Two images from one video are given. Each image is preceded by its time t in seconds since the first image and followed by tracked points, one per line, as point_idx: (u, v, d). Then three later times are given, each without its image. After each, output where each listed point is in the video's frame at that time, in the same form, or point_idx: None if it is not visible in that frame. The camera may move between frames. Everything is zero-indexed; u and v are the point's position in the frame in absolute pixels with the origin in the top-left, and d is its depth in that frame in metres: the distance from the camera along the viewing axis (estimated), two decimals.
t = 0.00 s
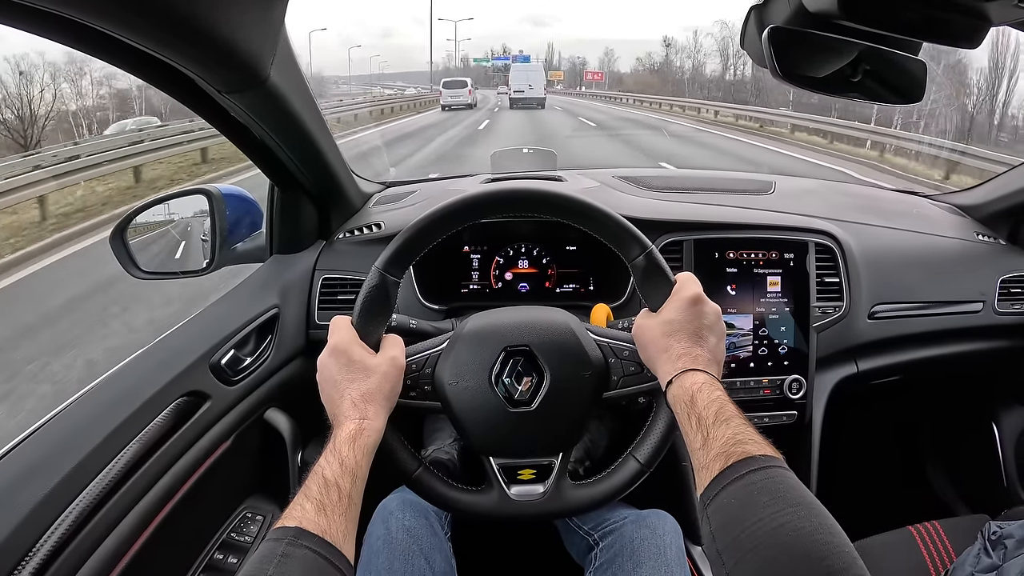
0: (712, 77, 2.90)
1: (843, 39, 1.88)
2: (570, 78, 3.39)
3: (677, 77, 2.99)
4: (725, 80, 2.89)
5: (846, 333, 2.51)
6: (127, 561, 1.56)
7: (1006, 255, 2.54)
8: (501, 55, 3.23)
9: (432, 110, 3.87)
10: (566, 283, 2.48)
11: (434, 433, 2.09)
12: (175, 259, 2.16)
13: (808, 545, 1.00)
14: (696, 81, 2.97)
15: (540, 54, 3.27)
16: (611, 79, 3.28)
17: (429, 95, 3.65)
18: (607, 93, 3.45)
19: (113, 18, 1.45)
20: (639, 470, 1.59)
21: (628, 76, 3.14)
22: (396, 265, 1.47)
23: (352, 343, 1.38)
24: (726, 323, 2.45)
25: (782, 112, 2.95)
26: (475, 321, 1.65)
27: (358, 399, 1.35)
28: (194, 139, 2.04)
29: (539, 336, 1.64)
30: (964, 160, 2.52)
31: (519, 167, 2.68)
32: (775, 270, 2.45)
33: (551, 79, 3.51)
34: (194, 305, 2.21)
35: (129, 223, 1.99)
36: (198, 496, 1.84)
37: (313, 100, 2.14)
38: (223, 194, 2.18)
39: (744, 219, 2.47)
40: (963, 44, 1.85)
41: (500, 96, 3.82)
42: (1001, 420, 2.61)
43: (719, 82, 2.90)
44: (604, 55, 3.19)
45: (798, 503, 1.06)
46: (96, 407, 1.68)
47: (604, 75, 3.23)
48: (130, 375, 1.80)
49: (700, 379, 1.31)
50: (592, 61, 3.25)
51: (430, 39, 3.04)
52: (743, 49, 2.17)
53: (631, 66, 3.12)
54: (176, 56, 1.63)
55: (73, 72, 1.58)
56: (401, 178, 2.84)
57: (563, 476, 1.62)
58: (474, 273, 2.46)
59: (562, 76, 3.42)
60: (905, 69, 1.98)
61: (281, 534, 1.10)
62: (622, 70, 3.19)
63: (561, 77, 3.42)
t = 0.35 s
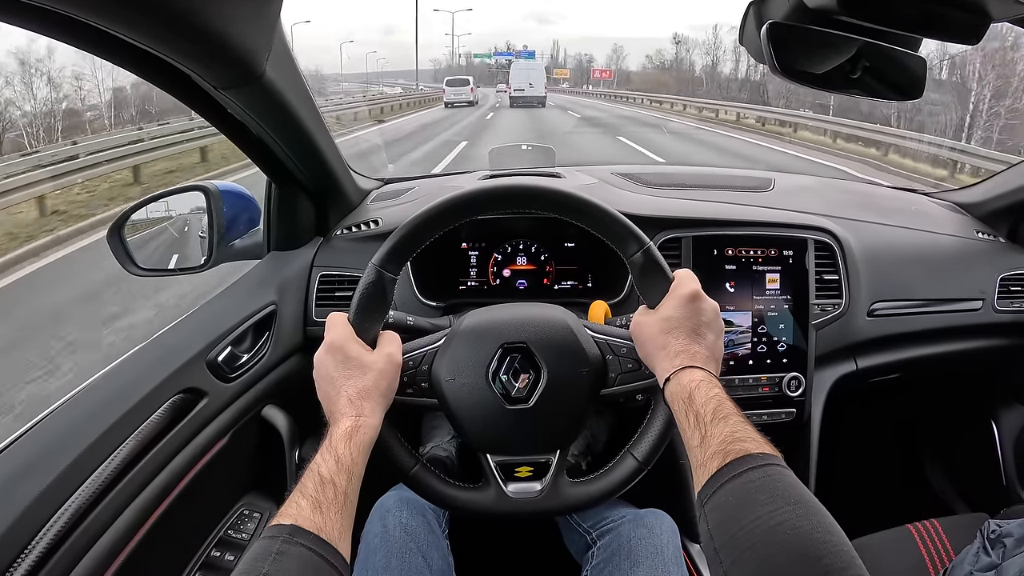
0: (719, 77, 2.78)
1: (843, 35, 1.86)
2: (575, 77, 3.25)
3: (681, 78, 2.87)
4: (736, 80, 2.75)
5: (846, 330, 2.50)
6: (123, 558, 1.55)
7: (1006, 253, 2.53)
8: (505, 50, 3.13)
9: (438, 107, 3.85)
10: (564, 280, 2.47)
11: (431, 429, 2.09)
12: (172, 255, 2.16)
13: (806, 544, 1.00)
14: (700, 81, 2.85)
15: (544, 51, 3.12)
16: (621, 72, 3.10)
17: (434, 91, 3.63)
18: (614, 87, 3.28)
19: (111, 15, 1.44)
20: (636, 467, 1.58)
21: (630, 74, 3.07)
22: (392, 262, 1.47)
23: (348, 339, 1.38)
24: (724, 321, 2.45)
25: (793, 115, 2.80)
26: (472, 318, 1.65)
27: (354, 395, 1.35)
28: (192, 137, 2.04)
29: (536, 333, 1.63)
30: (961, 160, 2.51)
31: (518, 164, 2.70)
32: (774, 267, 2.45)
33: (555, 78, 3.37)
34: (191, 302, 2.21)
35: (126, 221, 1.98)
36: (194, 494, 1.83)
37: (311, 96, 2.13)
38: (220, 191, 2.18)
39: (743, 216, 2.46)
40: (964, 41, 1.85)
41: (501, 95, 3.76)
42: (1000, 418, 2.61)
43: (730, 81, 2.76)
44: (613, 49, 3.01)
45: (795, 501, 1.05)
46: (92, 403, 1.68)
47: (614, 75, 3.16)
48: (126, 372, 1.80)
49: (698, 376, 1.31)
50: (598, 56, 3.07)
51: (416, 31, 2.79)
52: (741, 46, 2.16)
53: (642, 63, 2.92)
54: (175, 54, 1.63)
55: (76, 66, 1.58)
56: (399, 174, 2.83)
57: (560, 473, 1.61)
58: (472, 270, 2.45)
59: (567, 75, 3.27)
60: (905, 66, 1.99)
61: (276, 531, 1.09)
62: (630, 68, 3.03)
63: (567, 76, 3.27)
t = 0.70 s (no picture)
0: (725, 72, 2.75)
1: (843, 26, 1.83)
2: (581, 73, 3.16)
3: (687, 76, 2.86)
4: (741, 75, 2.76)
5: (847, 326, 2.49)
6: (120, 555, 1.54)
7: (1007, 248, 2.51)
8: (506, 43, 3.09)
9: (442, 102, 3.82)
10: (564, 274, 2.46)
11: (430, 425, 2.08)
12: (170, 250, 2.14)
13: (809, 541, 0.98)
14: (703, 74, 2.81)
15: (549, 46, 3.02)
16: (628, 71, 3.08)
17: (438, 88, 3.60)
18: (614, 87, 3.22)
19: (112, 8, 1.43)
20: (637, 463, 1.57)
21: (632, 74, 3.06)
22: (390, 255, 1.45)
23: (346, 334, 1.36)
24: (725, 316, 2.43)
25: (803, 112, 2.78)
26: (471, 312, 1.63)
27: (352, 390, 1.33)
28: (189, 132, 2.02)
29: (536, 327, 1.62)
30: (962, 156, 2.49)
31: (517, 157, 2.68)
32: (775, 262, 2.44)
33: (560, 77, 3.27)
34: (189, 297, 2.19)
35: (124, 217, 1.97)
36: (192, 490, 1.82)
37: (309, 90, 2.11)
38: (217, 185, 2.18)
39: (744, 210, 2.44)
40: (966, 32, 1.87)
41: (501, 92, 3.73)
42: (1002, 415, 2.59)
43: (735, 74, 2.75)
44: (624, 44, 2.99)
45: (798, 498, 1.04)
46: (88, 399, 1.66)
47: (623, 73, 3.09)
48: (123, 367, 1.78)
49: (700, 370, 1.30)
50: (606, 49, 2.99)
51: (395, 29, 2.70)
52: (743, 37, 2.14)
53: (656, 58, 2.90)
54: (174, 46, 1.62)
55: (38, 65, 1.51)
56: (398, 169, 2.81)
57: (560, 468, 1.60)
58: (471, 264, 2.44)
59: (573, 72, 3.16)
60: (906, 59, 1.95)
61: (272, 528, 1.08)
62: (640, 65, 3.01)
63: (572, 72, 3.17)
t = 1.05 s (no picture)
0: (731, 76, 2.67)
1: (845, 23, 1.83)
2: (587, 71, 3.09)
3: (697, 78, 2.74)
4: (748, 76, 2.67)
5: (849, 323, 2.49)
6: (122, 555, 1.54)
7: (1007, 246, 2.51)
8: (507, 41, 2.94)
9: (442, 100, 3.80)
10: (566, 273, 2.46)
11: (432, 424, 2.08)
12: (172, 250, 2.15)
13: (812, 536, 0.99)
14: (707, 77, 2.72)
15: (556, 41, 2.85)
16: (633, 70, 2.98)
17: (439, 87, 3.58)
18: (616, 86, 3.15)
19: (110, 3, 1.43)
20: (640, 461, 1.57)
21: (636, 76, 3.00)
22: (393, 254, 1.45)
23: (348, 332, 1.37)
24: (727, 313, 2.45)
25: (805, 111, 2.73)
26: (473, 310, 1.63)
27: (355, 389, 1.33)
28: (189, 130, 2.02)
29: (538, 325, 1.62)
30: (961, 155, 2.50)
31: (517, 156, 2.68)
32: (776, 260, 2.45)
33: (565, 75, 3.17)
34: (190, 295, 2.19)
35: (125, 214, 1.97)
36: (194, 489, 1.82)
37: (310, 88, 2.11)
38: (219, 183, 2.19)
39: (745, 208, 2.44)
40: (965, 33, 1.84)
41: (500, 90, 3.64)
42: (1003, 412, 2.59)
43: (741, 76, 2.67)
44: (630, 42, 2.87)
45: (802, 494, 1.04)
46: (90, 398, 1.66)
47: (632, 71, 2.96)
48: (125, 366, 1.78)
49: (702, 367, 1.30)
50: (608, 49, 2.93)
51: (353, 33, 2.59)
52: (744, 35, 2.14)
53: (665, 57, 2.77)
54: (173, 41, 1.61)
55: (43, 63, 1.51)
56: (399, 167, 2.81)
57: (563, 466, 1.60)
58: (473, 263, 2.44)
59: (580, 70, 3.10)
60: (907, 56, 1.96)
61: (276, 527, 1.08)
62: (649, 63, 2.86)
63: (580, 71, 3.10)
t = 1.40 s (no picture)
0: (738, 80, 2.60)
1: (855, 19, 1.78)
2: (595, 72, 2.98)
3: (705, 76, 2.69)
4: (764, 79, 2.56)
5: (854, 324, 2.46)
6: (115, 557, 1.50)
7: (1013, 247, 2.49)
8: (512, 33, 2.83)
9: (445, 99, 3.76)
10: (570, 272, 2.43)
11: (433, 425, 2.04)
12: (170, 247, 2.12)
13: (829, 542, 0.95)
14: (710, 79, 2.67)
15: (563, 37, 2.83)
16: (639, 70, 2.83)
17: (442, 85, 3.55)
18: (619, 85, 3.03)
19: None
20: (647, 463, 1.54)
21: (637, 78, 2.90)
22: (394, 250, 1.42)
23: (348, 330, 1.33)
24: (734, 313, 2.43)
25: (809, 113, 2.63)
26: (476, 308, 1.60)
27: (355, 389, 1.30)
28: (189, 127, 1.98)
29: (543, 324, 1.58)
30: (967, 156, 2.47)
31: (520, 156, 2.64)
32: (783, 260, 2.43)
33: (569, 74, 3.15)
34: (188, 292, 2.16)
35: (121, 214, 1.94)
36: (189, 490, 1.78)
37: (312, 83, 2.08)
38: (218, 180, 2.15)
39: (751, 207, 2.41)
40: (981, 29, 1.71)
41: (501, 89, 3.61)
42: (1007, 415, 2.57)
43: (754, 80, 2.57)
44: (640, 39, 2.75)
45: (817, 497, 1.00)
46: (84, 395, 1.62)
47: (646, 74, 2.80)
48: (121, 363, 1.75)
49: (712, 367, 1.26)
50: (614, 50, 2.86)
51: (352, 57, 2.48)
52: (752, 32, 2.12)
53: (678, 56, 2.65)
54: (170, 27, 1.57)
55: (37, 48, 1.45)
56: (401, 165, 2.78)
57: (567, 469, 1.56)
58: (475, 261, 2.41)
59: (587, 69, 3.04)
60: (917, 53, 1.91)
61: (272, 530, 1.05)
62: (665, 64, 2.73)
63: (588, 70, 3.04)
